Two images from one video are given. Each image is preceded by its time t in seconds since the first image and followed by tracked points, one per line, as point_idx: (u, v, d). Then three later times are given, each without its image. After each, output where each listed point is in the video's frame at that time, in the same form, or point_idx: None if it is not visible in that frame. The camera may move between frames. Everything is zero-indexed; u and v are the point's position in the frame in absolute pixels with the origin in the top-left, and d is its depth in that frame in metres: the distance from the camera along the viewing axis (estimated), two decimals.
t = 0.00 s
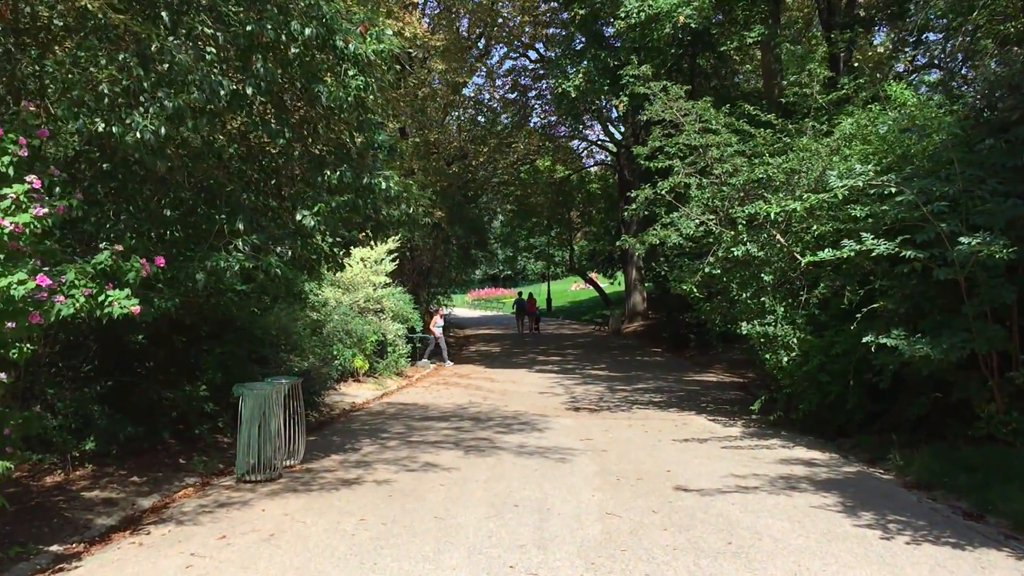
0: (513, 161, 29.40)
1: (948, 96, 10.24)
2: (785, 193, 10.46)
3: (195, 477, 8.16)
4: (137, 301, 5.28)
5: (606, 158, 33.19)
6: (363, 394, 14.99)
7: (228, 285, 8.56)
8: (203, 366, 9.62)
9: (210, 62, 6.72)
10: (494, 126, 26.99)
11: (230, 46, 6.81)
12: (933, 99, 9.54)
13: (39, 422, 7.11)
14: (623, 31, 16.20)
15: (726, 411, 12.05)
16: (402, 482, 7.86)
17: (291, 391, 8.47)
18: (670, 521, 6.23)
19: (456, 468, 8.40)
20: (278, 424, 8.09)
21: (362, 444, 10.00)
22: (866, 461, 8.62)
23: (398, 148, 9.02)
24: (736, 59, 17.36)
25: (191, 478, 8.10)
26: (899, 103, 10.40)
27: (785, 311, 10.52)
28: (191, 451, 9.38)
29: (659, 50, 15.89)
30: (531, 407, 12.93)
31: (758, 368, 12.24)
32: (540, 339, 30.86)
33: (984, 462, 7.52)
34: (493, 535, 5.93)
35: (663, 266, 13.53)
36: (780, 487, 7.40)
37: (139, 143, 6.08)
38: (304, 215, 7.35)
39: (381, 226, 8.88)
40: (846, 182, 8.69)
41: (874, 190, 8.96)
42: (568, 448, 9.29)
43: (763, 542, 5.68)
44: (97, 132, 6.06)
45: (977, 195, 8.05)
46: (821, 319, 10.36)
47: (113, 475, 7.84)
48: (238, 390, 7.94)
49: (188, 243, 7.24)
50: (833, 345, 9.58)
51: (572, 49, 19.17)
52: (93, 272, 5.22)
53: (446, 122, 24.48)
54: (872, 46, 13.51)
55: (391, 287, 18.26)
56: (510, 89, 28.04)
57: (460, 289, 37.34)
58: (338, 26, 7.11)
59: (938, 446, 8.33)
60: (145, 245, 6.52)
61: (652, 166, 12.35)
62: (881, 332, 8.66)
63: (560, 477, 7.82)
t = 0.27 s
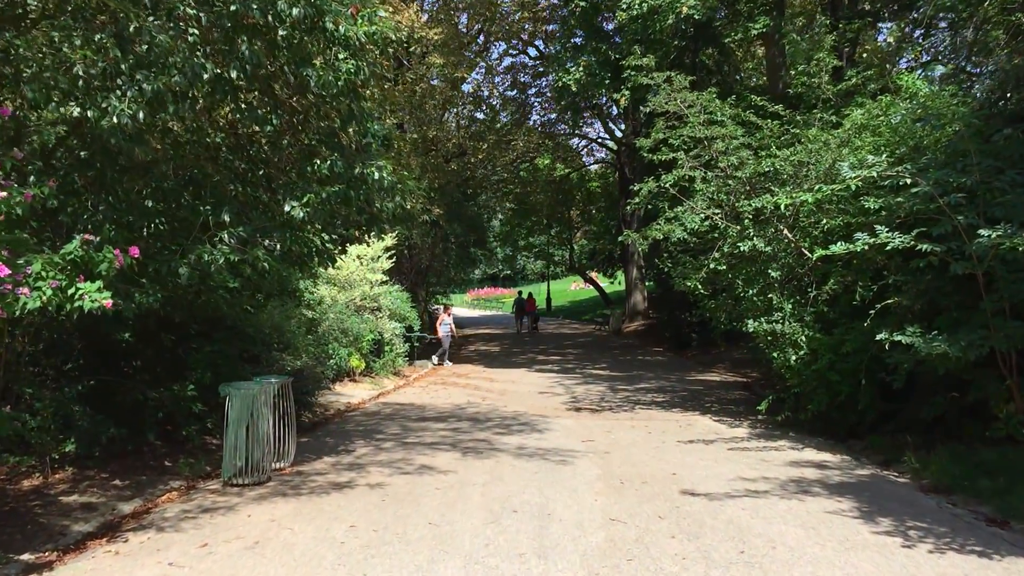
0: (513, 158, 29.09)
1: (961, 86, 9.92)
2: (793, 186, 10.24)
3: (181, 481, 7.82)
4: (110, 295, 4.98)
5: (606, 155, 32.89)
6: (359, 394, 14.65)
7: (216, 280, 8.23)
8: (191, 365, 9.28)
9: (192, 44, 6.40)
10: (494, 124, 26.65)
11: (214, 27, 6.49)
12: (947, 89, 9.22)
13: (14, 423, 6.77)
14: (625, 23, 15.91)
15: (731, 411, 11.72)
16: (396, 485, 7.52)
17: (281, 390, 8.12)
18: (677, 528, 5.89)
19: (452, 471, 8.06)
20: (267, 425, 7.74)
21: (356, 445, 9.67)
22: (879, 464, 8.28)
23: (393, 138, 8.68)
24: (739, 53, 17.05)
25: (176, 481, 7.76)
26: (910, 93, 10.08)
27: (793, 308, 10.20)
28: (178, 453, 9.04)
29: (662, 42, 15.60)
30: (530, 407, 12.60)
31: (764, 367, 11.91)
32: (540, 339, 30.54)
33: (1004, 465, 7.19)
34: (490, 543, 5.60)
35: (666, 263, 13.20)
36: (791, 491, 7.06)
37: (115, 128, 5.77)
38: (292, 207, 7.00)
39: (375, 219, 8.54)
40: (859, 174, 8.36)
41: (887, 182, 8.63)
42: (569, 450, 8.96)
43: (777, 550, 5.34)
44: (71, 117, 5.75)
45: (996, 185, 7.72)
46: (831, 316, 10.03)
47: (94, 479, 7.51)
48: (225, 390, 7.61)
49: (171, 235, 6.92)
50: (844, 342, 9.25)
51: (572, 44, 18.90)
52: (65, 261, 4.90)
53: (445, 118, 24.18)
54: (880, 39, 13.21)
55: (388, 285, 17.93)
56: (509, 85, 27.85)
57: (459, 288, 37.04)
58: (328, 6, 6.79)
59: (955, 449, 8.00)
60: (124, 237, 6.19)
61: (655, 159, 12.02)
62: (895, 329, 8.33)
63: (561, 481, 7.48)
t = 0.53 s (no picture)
0: (512, 157, 28.77)
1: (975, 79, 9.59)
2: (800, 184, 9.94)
3: (163, 491, 7.50)
4: (78, 299, 4.71)
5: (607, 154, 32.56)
6: (354, 397, 14.32)
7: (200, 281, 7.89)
8: (177, 369, 8.96)
9: (170, 32, 6.06)
10: (494, 121, 26.33)
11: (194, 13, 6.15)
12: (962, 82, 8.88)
13: None
14: (627, 18, 15.58)
15: (736, 416, 11.39)
16: (387, 496, 7.18)
17: (270, 396, 7.76)
18: (683, 544, 5.56)
19: (447, 480, 7.72)
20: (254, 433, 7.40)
21: (349, 452, 9.34)
22: (891, 473, 7.95)
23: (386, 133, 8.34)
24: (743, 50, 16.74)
25: (157, 492, 7.43)
26: (922, 87, 9.74)
27: (800, 310, 9.86)
28: (162, 461, 8.70)
29: (665, 37, 15.28)
30: (530, 411, 12.27)
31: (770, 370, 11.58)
32: (539, 339, 30.21)
33: None
34: (485, 561, 5.27)
35: (669, 263, 12.86)
36: (802, 502, 6.74)
37: (86, 120, 5.44)
38: (278, 204, 6.62)
39: (367, 218, 8.20)
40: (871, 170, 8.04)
41: (900, 178, 8.30)
42: (569, 458, 8.63)
43: (790, 569, 5.01)
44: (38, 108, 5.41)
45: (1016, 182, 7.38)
46: (840, 318, 9.69)
47: (72, 490, 7.19)
48: (209, 396, 7.29)
49: (151, 234, 6.58)
50: (854, 345, 8.91)
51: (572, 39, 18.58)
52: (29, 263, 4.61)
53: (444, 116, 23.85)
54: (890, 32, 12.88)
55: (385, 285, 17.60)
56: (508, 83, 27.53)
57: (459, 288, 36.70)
58: None
59: (972, 457, 7.67)
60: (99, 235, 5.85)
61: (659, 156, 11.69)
62: (909, 332, 8.00)
63: (561, 491, 7.15)
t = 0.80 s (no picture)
0: (511, 154, 28.43)
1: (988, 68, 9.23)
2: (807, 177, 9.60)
3: (141, 496, 7.16)
4: (30, 292, 4.56)
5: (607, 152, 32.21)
6: (347, 398, 13.97)
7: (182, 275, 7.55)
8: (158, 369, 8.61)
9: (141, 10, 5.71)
10: (492, 118, 25.98)
11: None
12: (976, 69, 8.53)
13: None
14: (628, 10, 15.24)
15: (740, 417, 11.04)
16: (375, 502, 6.82)
17: (251, 398, 7.43)
18: (686, 555, 5.22)
19: (439, 485, 7.37)
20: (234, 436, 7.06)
21: (338, 455, 8.99)
22: (904, 477, 7.60)
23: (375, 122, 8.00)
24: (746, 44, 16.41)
25: (135, 498, 7.07)
26: (933, 75, 9.38)
27: (807, 308, 9.52)
28: (143, 464, 8.35)
29: (666, 30, 14.93)
30: (527, 412, 11.92)
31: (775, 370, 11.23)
32: (538, 339, 29.87)
33: None
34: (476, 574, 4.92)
35: (671, 260, 12.52)
36: (812, 509, 6.39)
37: (49, 103, 5.10)
38: (259, 194, 6.27)
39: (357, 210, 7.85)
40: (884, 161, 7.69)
41: (913, 169, 7.96)
42: (567, 461, 8.28)
43: None
44: None
45: None
46: (848, 316, 9.35)
47: (44, 496, 6.84)
48: (188, 398, 6.90)
49: (127, 226, 6.23)
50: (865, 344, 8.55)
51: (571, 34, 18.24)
52: None
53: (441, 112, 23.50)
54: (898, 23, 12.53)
55: (381, 283, 17.25)
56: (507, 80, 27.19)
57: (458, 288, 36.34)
58: None
59: (988, 461, 7.32)
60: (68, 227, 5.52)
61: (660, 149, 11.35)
62: (922, 330, 7.65)
63: (558, 497, 6.80)
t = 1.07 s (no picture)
0: (511, 153, 28.07)
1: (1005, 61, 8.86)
2: (815, 174, 9.25)
3: (118, 510, 6.79)
4: None
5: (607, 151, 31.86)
6: (341, 402, 13.60)
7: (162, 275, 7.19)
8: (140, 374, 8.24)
9: None
10: (491, 116, 25.63)
11: None
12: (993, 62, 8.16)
13: None
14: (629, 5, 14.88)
15: (745, 424, 10.67)
16: (363, 517, 6.45)
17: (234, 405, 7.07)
18: None
19: (432, 498, 7.00)
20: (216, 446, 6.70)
21: (328, 464, 8.61)
22: (921, 489, 7.23)
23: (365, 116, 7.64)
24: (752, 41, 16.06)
25: (111, 511, 6.70)
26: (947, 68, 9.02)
27: (816, 311, 9.16)
28: (123, 474, 7.98)
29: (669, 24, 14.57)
30: (525, 418, 11.55)
31: (781, 374, 10.85)
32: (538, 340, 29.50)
33: None
34: None
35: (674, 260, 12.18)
36: (826, 525, 6.02)
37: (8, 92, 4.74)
38: (240, 191, 5.91)
39: (346, 208, 7.49)
40: (899, 156, 7.34)
41: (930, 166, 7.59)
42: (566, 471, 7.91)
43: None
44: None
45: None
46: (859, 319, 8.99)
47: (14, 510, 6.47)
48: (166, 406, 6.54)
49: (101, 224, 5.87)
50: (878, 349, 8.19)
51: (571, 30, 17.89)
52: None
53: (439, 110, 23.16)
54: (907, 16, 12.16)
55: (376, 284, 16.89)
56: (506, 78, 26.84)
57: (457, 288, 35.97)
58: None
59: (1010, 473, 6.95)
60: (36, 225, 5.15)
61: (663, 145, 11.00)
62: (938, 334, 7.28)
63: (557, 512, 6.43)
